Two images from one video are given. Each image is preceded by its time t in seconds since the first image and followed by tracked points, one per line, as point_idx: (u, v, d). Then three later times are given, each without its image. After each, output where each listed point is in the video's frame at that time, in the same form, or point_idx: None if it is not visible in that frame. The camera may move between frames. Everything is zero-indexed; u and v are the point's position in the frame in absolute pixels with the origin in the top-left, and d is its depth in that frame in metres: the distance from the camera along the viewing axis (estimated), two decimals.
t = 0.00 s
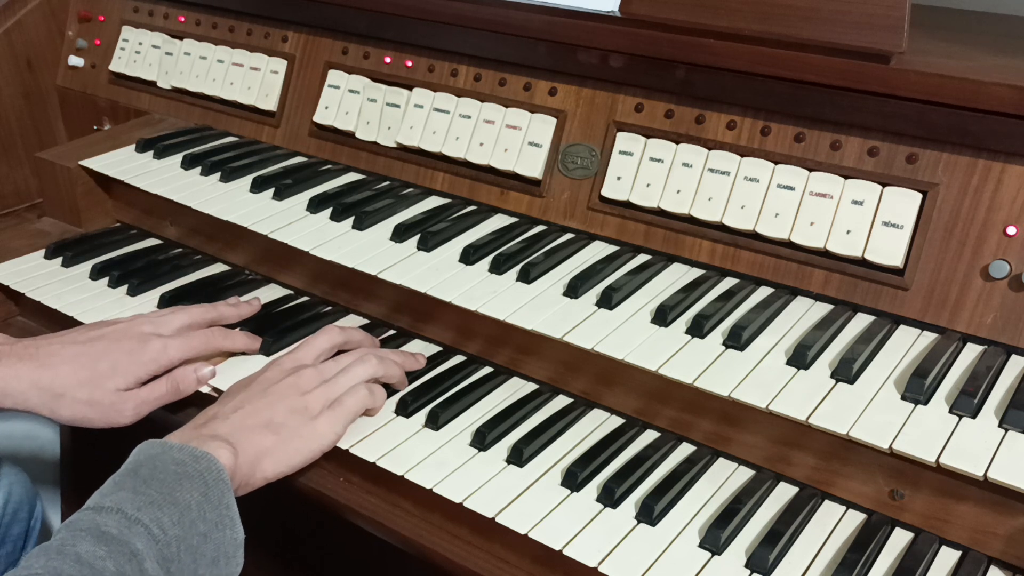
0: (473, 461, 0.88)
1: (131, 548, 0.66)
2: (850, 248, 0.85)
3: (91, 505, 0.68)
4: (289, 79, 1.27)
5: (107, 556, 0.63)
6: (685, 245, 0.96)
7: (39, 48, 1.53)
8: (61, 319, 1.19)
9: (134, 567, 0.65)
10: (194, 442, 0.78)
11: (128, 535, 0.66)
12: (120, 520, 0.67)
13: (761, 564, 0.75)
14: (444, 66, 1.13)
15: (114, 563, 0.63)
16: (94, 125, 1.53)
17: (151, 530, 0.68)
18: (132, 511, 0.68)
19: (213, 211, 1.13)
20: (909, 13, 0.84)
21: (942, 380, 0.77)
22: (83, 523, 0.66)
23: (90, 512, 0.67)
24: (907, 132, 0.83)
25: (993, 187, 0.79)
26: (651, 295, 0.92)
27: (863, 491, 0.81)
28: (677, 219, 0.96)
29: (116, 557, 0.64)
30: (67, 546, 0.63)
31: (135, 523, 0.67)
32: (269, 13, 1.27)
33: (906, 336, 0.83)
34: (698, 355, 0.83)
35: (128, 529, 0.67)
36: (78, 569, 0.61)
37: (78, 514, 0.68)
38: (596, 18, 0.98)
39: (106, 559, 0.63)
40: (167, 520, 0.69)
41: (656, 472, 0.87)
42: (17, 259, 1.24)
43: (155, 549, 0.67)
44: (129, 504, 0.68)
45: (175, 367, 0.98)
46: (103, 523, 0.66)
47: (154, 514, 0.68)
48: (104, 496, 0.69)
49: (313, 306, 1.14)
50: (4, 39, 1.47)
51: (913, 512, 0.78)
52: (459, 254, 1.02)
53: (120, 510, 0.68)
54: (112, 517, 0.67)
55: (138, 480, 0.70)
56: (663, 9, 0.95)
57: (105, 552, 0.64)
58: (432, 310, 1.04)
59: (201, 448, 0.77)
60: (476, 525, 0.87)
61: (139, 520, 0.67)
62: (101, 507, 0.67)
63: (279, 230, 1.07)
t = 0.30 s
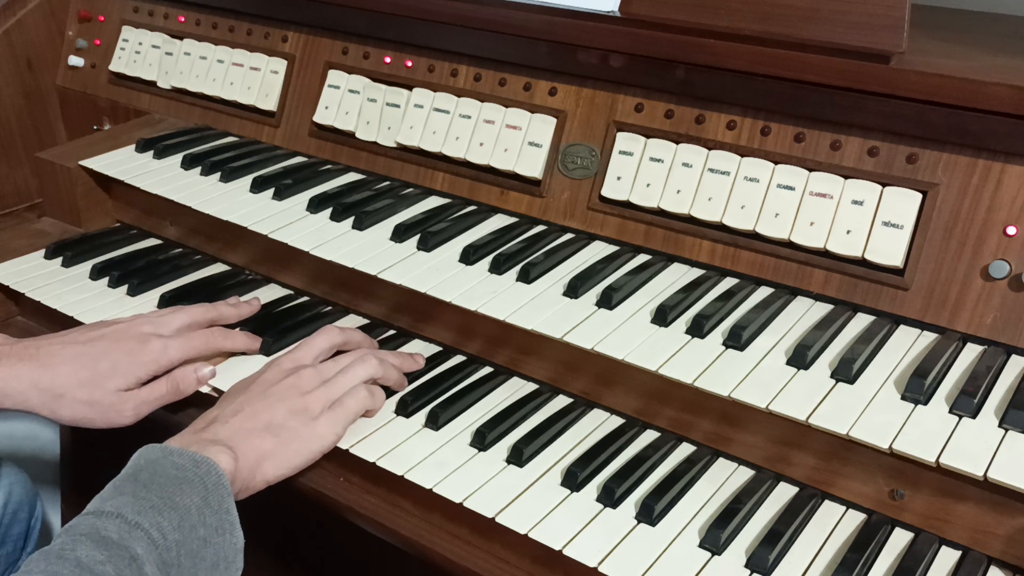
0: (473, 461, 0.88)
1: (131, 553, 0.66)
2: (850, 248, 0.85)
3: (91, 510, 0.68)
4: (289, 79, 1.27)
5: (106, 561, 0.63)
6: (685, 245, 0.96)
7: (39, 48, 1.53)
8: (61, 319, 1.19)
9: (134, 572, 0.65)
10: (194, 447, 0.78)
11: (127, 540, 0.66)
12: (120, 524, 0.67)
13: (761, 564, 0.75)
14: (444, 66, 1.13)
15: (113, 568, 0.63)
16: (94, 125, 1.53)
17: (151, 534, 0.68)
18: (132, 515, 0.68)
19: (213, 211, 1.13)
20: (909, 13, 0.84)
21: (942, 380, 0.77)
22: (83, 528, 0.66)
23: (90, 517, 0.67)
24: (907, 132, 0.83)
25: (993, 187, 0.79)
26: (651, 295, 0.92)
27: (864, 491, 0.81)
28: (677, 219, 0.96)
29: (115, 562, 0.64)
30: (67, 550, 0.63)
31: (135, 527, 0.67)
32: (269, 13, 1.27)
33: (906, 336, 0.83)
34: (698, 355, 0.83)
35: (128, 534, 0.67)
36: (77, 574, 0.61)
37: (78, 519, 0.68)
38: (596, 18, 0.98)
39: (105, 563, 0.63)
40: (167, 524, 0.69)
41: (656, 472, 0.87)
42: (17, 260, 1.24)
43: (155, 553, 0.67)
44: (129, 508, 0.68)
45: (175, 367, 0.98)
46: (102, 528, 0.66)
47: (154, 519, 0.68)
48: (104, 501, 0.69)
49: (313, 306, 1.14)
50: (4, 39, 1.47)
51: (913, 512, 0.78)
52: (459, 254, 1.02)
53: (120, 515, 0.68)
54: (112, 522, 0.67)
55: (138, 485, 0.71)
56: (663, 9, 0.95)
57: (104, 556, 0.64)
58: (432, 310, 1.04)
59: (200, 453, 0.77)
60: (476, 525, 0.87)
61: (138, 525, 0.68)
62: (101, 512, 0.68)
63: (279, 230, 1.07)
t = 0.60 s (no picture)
0: (473, 461, 0.88)
1: (133, 554, 0.65)
2: (850, 248, 0.85)
3: (92, 512, 0.68)
4: (289, 79, 1.27)
5: (109, 563, 0.63)
6: (685, 245, 0.96)
7: (39, 47, 1.53)
8: (61, 319, 1.19)
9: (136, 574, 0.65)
10: (195, 450, 0.78)
11: (129, 541, 0.66)
12: (121, 526, 0.67)
13: (761, 564, 0.75)
14: (443, 66, 1.13)
15: (115, 570, 0.63)
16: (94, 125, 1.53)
17: (153, 536, 0.68)
18: (134, 517, 0.68)
19: (213, 211, 1.13)
20: (909, 13, 0.84)
21: (942, 380, 0.77)
22: (85, 529, 0.66)
23: (92, 519, 0.67)
24: (907, 132, 0.83)
25: (993, 187, 0.79)
26: (651, 295, 0.92)
27: (864, 491, 0.81)
28: (677, 219, 0.96)
29: (118, 563, 0.64)
30: (69, 552, 0.63)
31: (137, 529, 0.67)
32: (269, 13, 1.27)
33: (906, 336, 0.83)
34: (698, 355, 0.83)
35: (130, 536, 0.67)
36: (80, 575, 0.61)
37: (79, 521, 0.67)
38: (596, 18, 0.98)
39: (107, 565, 0.63)
40: (169, 526, 0.69)
41: (656, 472, 0.87)
42: (17, 260, 1.24)
43: (157, 555, 0.67)
44: (130, 510, 0.68)
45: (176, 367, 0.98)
46: (105, 530, 0.66)
47: (156, 521, 0.68)
48: (106, 502, 0.69)
49: (313, 306, 1.14)
50: (4, 39, 1.47)
51: (913, 512, 0.78)
52: (459, 254, 1.02)
53: (121, 516, 0.68)
54: (114, 524, 0.67)
55: (139, 487, 0.70)
56: (663, 9, 0.95)
57: (107, 558, 0.64)
58: (432, 310, 1.04)
59: (202, 454, 0.77)
60: (476, 525, 0.87)
61: (140, 527, 0.67)
62: (103, 514, 0.67)
63: (279, 230, 1.07)
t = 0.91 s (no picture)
0: (473, 461, 0.88)
1: (137, 548, 0.66)
2: (850, 248, 0.85)
3: (97, 507, 0.68)
4: (289, 79, 1.27)
5: (114, 558, 0.64)
6: (685, 245, 0.96)
7: (39, 47, 1.53)
8: (61, 319, 1.19)
9: (141, 567, 0.65)
10: (200, 442, 0.78)
11: (134, 536, 0.66)
12: (126, 521, 0.67)
13: (761, 564, 0.75)
14: (443, 66, 1.13)
15: (120, 564, 0.64)
16: (93, 125, 1.53)
17: (157, 530, 0.68)
18: (138, 512, 0.68)
19: (213, 211, 1.13)
20: (909, 13, 0.84)
21: (942, 380, 0.77)
22: (90, 525, 0.66)
23: (97, 514, 0.67)
24: (907, 132, 0.83)
25: (993, 187, 0.79)
26: (651, 295, 0.92)
27: (863, 491, 0.81)
28: (676, 219, 0.96)
29: (122, 558, 0.64)
30: (73, 547, 0.64)
31: (142, 523, 0.67)
32: (269, 13, 1.27)
33: (906, 336, 0.83)
34: (698, 355, 0.83)
35: (135, 530, 0.67)
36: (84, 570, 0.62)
37: (85, 515, 0.68)
38: (596, 18, 0.98)
39: (112, 560, 0.64)
40: (174, 519, 0.69)
41: (656, 472, 0.87)
42: (17, 260, 1.24)
43: (161, 549, 0.67)
44: (134, 504, 0.68)
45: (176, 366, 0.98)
46: (109, 524, 0.66)
47: (160, 514, 0.68)
48: (110, 497, 0.69)
49: (313, 306, 1.14)
50: (4, 39, 1.47)
51: (913, 512, 0.78)
52: (459, 254, 1.02)
53: (126, 511, 0.68)
54: (118, 519, 0.67)
55: (143, 481, 0.70)
56: (663, 9, 0.95)
57: (111, 553, 0.64)
58: (432, 310, 1.04)
59: (207, 447, 0.77)
60: (476, 525, 0.87)
61: (145, 521, 0.68)
62: (107, 509, 0.68)
63: (279, 230, 1.07)
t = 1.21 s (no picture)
0: (473, 461, 0.88)
1: (135, 551, 0.65)
2: (850, 248, 0.85)
3: (94, 511, 0.68)
4: (289, 79, 1.27)
5: (111, 560, 0.63)
6: (685, 245, 0.96)
7: (39, 47, 1.53)
8: (61, 319, 1.19)
9: (138, 571, 0.65)
10: (197, 447, 0.78)
11: (131, 539, 0.66)
12: (123, 524, 0.67)
13: (761, 564, 0.75)
14: (443, 66, 1.13)
15: (117, 567, 0.63)
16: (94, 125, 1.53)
17: (155, 533, 0.67)
18: (136, 515, 0.68)
19: (213, 211, 1.13)
20: (909, 13, 0.84)
21: (942, 380, 0.77)
22: (87, 528, 0.65)
23: (94, 517, 0.67)
24: (907, 132, 0.83)
25: (993, 187, 0.79)
26: (651, 295, 0.92)
27: (863, 491, 0.81)
28: (676, 219, 0.96)
29: (119, 561, 0.64)
30: (70, 550, 0.63)
31: (139, 527, 0.67)
32: (268, 13, 1.27)
33: (906, 336, 0.83)
34: (698, 355, 0.83)
35: (132, 533, 0.66)
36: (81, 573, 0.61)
37: (81, 519, 0.67)
38: (596, 18, 0.98)
39: (109, 563, 0.63)
40: (171, 523, 0.69)
41: (656, 472, 0.87)
42: (17, 260, 1.24)
43: (159, 552, 0.67)
44: (131, 508, 0.68)
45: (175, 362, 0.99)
46: (106, 528, 0.66)
47: (158, 518, 0.68)
48: (107, 501, 0.69)
49: (313, 306, 1.14)
50: (4, 39, 1.47)
51: (913, 512, 0.78)
52: (459, 254, 1.02)
53: (123, 514, 0.67)
54: (116, 522, 0.67)
55: (141, 485, 0.71)
56: (663, 9, 0.95)
57: (108, 556, 0.63)
58: (432, 310, 1.04)
59: (205, 451, 0.77)
60: (476, 525, 0.87)
61: (142, 524, 0.67)
62: (104, 512, 0.67)
63: (279, 230, 1.07)
